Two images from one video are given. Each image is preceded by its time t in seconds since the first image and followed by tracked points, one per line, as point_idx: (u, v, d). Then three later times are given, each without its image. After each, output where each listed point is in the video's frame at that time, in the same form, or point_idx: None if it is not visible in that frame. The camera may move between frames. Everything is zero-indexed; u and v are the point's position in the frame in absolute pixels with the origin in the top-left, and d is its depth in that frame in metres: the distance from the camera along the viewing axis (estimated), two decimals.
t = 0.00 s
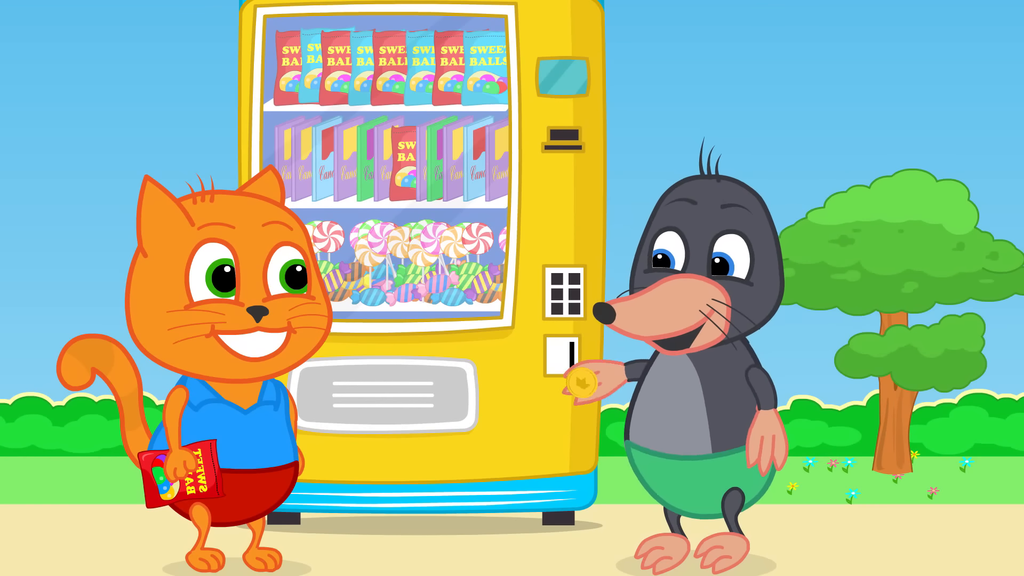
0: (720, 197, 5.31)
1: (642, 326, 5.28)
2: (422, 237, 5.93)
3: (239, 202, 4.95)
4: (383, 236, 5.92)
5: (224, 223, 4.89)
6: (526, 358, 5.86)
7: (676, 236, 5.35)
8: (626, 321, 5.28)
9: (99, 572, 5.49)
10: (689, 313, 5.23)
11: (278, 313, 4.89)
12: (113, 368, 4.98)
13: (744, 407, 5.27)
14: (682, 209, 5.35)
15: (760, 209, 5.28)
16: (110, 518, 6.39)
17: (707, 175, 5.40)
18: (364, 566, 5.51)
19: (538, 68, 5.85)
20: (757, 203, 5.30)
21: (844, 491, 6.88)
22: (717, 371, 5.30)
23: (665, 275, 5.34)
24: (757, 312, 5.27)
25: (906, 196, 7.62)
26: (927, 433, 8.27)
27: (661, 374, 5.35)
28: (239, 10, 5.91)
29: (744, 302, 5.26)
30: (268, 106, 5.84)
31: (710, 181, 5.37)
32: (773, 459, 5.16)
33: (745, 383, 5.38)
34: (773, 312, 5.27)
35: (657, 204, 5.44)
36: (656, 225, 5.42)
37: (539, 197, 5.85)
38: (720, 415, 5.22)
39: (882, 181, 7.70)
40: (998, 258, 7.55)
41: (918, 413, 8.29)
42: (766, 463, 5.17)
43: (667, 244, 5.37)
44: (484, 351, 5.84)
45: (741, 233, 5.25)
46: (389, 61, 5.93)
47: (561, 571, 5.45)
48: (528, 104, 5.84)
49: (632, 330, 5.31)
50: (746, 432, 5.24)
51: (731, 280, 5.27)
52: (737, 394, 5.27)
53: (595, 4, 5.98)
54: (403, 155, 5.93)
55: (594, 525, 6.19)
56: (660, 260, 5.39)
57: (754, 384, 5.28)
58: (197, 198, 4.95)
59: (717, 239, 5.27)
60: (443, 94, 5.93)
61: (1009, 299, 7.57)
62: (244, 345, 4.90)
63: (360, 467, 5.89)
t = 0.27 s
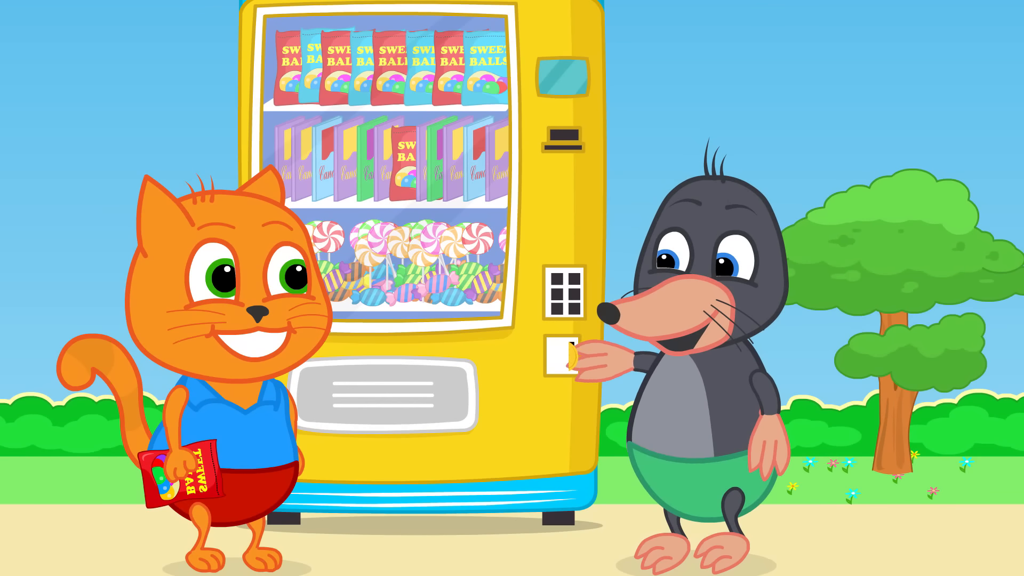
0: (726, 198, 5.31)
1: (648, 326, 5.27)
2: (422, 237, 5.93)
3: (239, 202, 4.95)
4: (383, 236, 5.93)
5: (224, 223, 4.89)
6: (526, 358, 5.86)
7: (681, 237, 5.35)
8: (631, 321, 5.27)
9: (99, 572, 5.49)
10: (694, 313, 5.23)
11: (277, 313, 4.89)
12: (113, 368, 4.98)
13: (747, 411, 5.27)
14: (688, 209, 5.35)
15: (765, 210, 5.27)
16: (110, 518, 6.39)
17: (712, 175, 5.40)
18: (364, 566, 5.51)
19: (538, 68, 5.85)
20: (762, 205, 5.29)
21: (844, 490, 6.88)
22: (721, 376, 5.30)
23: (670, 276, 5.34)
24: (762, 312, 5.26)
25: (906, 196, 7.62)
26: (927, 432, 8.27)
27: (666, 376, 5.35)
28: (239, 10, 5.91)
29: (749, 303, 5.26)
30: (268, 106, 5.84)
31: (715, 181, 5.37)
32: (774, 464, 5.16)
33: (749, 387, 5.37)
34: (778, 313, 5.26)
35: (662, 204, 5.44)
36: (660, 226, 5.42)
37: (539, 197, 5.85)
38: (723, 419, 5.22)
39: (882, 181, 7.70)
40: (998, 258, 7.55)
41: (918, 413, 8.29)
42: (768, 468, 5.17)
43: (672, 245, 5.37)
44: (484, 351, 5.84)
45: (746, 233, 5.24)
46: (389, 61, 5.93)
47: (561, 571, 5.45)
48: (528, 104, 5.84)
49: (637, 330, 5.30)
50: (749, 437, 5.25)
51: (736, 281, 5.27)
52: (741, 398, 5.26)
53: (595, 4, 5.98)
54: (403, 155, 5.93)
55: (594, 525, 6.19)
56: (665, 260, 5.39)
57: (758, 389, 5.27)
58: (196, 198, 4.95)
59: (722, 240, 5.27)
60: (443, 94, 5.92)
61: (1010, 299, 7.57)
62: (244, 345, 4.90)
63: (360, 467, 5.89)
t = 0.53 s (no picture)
0: (709, 195, 5.32)
1: (631, 322, 5.29)
2: (422, 237, 5.93)
3: (239, 202, 4.95)
4: (383, 236, 5.92)
5: (224, 224, 4.89)
6: (526, 358, 5.86)
7: (665, 235, 5.36)
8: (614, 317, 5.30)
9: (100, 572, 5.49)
10: (677, 311, 5.24)
11: (277, 313, 4.88)
12: (113, 368, 4.98)
13: (740, 410, 5.27)
14: (671, 207, 5.37)
15: (748, 208, 5.30)
16: (110, 518, 6.39)
17: (697, 173, 5.42)
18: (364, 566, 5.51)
19: (538, 68, 5.85)
20: (746, 202, 5.31)
21: (844, 490, 6.88)
22: (713, 375, 5.30)
23: (654, 273, 5.36)
24: (746, 311, 5.27)
25: (906, 196, 7.62)
26: (927, 432, 8.27)
27: (658, 375, 5.36)
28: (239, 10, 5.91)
29: (733, 301, 5.27)
30: (268, 106, 5.84)
31: (699, 179, 5.39)
32: (769, 461, 5.20)
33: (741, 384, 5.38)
34: (762, 310, 5.27)
35: (646, 202, 5.46)
36: (645, 223, 5.44)
37: (539, 197, 5.85)
38: (717, 418, 5.23)
39: (882, 181, 7.70)
40: (997, 258, 7.55)
41: (918, 413, 8.29)
42: (762, 467, 5.21)
43: (656, 242, 5.39)
44: (484, 351, 5.84)
45: (730, 231, 5.27)
46: (389, 61, 5.93)
47: (561, 571, 5.45)
48: (528, 104, 5.84)
49: (621, 326, 5.32)
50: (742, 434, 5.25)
51: (720, 279, 5.28)
52: (733, 397, 5.27)
53: (595, 4, 5.98)
54: (403, 155, 5.93)
55: (594, 525, 6.19)
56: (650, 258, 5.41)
57: (750, 387, 5.28)
58: (196, 198, 4.95)
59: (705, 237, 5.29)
60: (443, 94, 5.92)
61: (1009, 299, 7.57)
62: (245, 345, 4.90)
63: (360, 467, 5.89)
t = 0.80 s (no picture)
0: (703, 195, 5.33)
1: (625, 321, 5.28)
2: (423, 237, 5.93)
3: (239, 202, 4.95)
4: (383, 236, 5.92)
5: (224, 224, 4.89)
6: (526, 358, 5.86)
7: (659, 234, 5.37)
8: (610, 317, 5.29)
9: (100, 572, 5.49)
10: (671, 310, 5.24)
11: (278, 313, 4.88)
12: (113, 368, 4.98)
13: (737, 408, 5.29)
14: (665, 206, 5.38)
15: (742, 207, 5.31)
16: (110, 518, 6.39)
17: (690, 172, 5.44)
18: (365, 565, 5.51)
19: (538, 68, 5.85)
20: (739, 200, 5.32)
21: (844, 491, 6.87)
22: (710, 375, 5.32)
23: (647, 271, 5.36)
24: (740, 310, 5.28)
25: (906, 196, 7.62)
26: (927, 433, 8.26)
27: (654, 374, 5.38)
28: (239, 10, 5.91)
29: (727, 300, 5.28)
30: (268, 106, 5.84)
31: (693, 178, 5.41)
32: (767, 460, 5.19)
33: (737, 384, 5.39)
34: (756, 309, 5.27)
35: (639, 200, 5.47)
36: (639, 222, 5.45)
37: (539, 196, 5.85)
38: (715, 417, 5.25)
39: (882, 181, 7.71)
40: (998, 258, 7.55)
41: (918, 413, 8.28)
42: (760, 466, 5.20)
43: (649, 241, 5.41)
44: (484, 351, 5.84)
45: (723, 230, 5.28)
46: (389, 61, 5.93)
47: (561, 570, 5.45)
48: (528, 103, 5.84)
49: (616, 326, 5.31)
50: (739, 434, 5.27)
51: (714, 278, 5.29)
52: (729, 396, 5.29)
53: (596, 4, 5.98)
54: (403, 155, 5.93)
55: (594, 525, 6.19)
56: (643, 257, 5.42)
57: (747, 386, 5.29)
58: (196, 198, 4.95)
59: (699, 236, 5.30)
60: (443, 94, 5.92)
61: (1009, 299, 7.57)
62: (245, 345, 4.90)
63: (360, 467, 5.89)
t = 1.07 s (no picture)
0: (709, 188, 5.27)
1: (632, 319, 5.24)
2: (427, 235, 5.87)
3: (241, 200, 4.90)
4: (386, 234, 5.86)
5: (226, 222, 4.83)
6: (531, 357, 5.80)
7: (666, 229, 5.31)
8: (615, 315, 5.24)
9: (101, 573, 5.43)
10: (678, 306, 5.19)
11: (280, 312, 4.82)
12: (113, 367, 4.91)
13: (743, 404, 5.24)
14: (671, 200, 5.32)
15: (749, 200, 5.26)
16: (111, 519, 6.33)
17: (697, 167, 5.38)
18: (368, 566, 5.45)
19: (543, 64, 5.80)
20: (746, 194, 5.27)
21: (852, 492, 6.80)
22: (715, 369, 5.27)
23: (654, 267, 5.31)
24: (748, 304, 5.23)
25: (915, 194, 7.57)
26: (936, 433, 8.25)
27: (659, 371, 5.32)
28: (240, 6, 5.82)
29: (735, 295, 5.24)
30: (271, 103, 5.80)
31: (698, 172, 5.35)
32: (775, 456, 5.12)
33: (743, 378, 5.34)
34: (764, 304, 5.23)
35: (645, 196, 5.41)
36: (645, 218, 5.39)
37: (543, 192, 5.79)
38: (721, 412, 5.20)
39: (892, 178, 7.65)
40: (1007, 257, 7.48)
41: (928, 413, 8.29)
42: (767, 461, 5.13)
43: (656, 238, 5.34)
44: (489, 350, 5.79)
45: (731, 224, 5.22)
46: (393, 57, 5.90)
47: (567, 571, 5.39)
48: (532, 100, 5.79)
49: (622, 324, 5.28)
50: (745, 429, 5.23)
51: (721, 273, 5.24)
52: (736, 391, 5.24)
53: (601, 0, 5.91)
54: (407, 153, 5.89)
55: (600, 526, 6.13)
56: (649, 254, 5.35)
57: (753, 381, 5.23)
58: (198, 195, 4.89)
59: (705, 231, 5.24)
60: (447, 91, 5.87)
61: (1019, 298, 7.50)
62: (247, 344, 4.83)
63: (363, 467, 5.83)
